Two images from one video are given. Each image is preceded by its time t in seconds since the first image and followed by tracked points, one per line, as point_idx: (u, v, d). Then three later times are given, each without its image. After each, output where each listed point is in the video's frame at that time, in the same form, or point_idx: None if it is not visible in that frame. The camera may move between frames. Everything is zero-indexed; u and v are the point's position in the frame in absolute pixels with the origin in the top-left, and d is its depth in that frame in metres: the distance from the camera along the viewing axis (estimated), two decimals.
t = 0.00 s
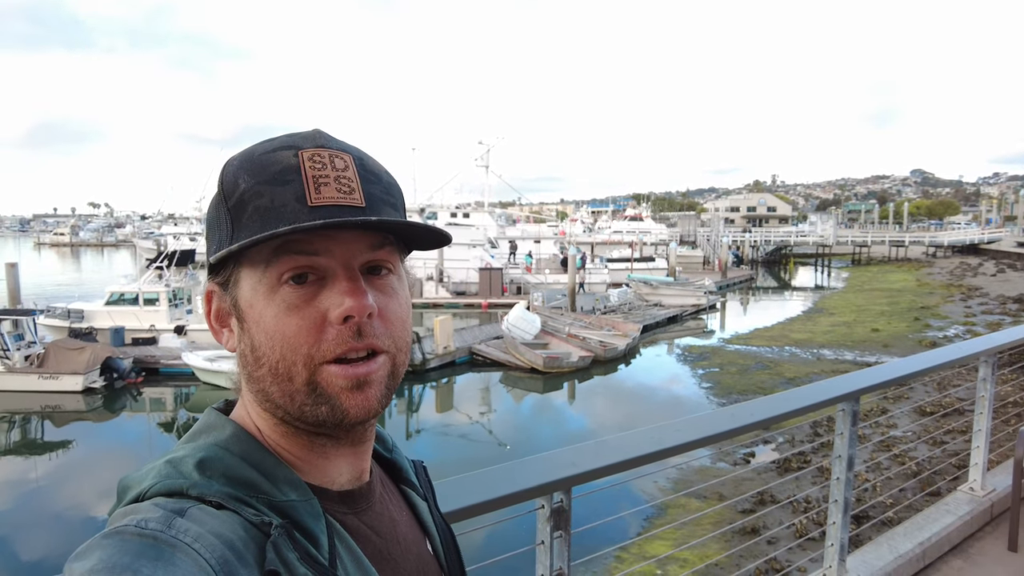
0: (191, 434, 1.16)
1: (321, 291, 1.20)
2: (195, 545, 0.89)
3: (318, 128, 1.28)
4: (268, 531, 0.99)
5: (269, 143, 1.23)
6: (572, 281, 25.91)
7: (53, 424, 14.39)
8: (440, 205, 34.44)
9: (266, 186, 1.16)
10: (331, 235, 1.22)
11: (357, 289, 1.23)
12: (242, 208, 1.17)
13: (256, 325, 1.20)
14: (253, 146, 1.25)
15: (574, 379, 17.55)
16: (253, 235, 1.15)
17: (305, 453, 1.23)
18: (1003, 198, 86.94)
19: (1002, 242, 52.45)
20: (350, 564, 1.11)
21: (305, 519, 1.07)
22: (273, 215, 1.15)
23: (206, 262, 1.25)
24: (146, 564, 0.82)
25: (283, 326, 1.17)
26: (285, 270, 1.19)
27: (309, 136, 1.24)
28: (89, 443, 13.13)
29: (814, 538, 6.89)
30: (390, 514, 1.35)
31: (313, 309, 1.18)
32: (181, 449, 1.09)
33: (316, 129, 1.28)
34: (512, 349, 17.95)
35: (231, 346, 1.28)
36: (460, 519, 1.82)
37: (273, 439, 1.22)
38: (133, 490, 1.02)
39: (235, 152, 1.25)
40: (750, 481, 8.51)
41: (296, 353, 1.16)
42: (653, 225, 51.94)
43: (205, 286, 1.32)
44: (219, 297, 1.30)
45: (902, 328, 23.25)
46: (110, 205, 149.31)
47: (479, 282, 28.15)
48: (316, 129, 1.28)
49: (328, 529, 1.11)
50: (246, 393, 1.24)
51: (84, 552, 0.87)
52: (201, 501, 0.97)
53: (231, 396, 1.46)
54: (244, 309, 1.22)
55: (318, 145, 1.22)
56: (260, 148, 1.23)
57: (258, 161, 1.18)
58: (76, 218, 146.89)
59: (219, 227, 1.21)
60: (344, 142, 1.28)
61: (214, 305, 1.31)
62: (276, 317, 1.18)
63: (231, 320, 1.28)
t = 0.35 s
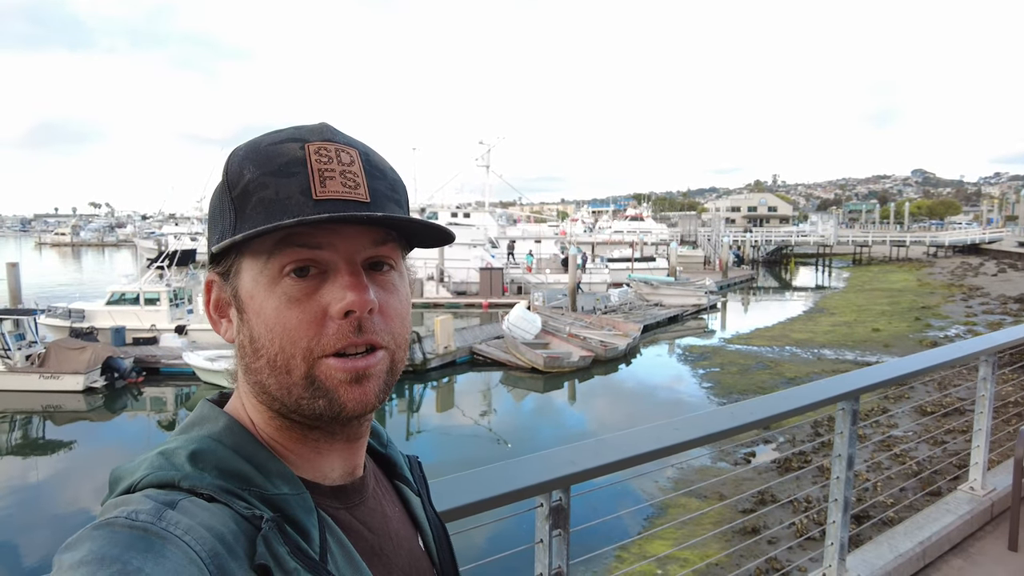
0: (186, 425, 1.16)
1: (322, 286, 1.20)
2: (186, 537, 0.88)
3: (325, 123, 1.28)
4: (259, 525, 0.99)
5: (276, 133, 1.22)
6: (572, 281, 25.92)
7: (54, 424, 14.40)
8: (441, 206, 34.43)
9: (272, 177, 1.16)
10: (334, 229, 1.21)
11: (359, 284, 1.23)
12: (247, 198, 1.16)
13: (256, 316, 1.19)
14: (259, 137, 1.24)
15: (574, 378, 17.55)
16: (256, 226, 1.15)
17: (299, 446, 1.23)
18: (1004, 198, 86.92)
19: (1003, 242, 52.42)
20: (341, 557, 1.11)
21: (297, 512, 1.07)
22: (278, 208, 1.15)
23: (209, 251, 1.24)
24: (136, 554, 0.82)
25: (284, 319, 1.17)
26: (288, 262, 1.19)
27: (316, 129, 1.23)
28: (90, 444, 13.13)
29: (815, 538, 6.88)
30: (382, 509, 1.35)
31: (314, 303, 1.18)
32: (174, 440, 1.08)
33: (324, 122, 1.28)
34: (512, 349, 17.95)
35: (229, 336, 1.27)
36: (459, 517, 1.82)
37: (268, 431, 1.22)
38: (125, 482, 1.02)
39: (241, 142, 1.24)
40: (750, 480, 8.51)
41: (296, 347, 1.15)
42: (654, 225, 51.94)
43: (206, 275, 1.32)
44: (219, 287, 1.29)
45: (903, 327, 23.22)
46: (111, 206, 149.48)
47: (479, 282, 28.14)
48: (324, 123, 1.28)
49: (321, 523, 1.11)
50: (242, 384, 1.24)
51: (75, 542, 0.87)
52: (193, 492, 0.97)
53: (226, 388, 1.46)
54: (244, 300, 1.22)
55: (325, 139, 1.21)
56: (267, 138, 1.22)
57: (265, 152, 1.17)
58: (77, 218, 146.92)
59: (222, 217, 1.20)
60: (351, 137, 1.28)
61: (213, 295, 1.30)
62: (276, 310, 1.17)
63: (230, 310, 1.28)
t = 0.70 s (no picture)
0: (175, 420, 1.15)
1: (316, 286, 1.19)
2: (173, 535, 0.88)
3: (324, 118, 1.26)
4: (247, 522, 0.98)
5: (274, 128, 1.21)
6: (575, 281, 25.91)
7: (57, 424, 14.41)
8: (443, 206, 34.44)
9: (268, 174, 1.14)
10: (329, 229, 1.20)
11: (353, 285, 1.21)
12: (242, 194, 1.15)
13: (249, 314, 1.18)
14: (255, 131, 1.22)
15: (576, 378, 17.55)
16: (252, 224, 1.14)
17: (288, 444, 1.22)
18: (1007, 198, 86.75)
19: (1006, 242, 52.31)
20: (330, 553, 1.10)
21: (286, 509, 1.06)
22: (273, 205, 1.13)
23: (203, 248, 1.23)
24: (123, 550, 0.82)
25: (276, 318, 1.16)
26: (282, 261, 1.18)
27: (314, 124, 1.22)
28: (92, 443, 13.12)
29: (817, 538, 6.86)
30: (374, 505, 1.34)
31: (307, 303, 1.17)
32: (162, 435, 1.07)
33: (322, 118, 1.26)
34: (514, 349, 17.95)
35: (222, 332, 1.26)
36: (462, 515, 1.81)
37: (258, 429, 1.21)
38: (113, 476, 1.01)
39: (237, 137, 1.23)
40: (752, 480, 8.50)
41: (288, 347, 1.14)
42: (656, 225, 51.93)
43: (199, 270, 1.31)
44: (212, 282, 1.28)
45: (906, 328, 23.16)
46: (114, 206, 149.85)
47: (481, 282, 28.14)
48: (322, 118, 1.26)
49: (311, 520, 1.10)
50: (233, 381, 1.23)
51: (59, 538, 0.86)
52: (180, 489, 0.96)
53: (219, 383, 1.45)
54: (237, 298, 1.21)
55: (323, 136, 1.20)
56: (264, 133, 1.21)
57: (261, 148, 1.16)
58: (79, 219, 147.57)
59: (216, 214, 1.19)
60: (349, 134, 1.26)
61: (206, 290, 1.29)
62: (269, 309, 1.16)
63: (223, 307, 1.26)
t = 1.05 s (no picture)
0: (163, 416, 1.13)
1: (303, 282, 1.17)
2: (159, 532, 0.87)
3: (308, 111, 1.25)
4: (234, 519, 0.96)
5: (258, 122, 1.19)
6: (579, 281, 25.89)
7: (64, 422, 14.50)
8: (448, 206, 34.47)
9: (252, 169, 1.13)
10: (316, 225, 1.19)
11: (340, 281, 1.20)
12: (225, 189, 1.14)
13: (234, 311, 1.17)
14: (239, 125, 1.21)
15: (580, 378, 17.52)
16: (236, 220, 1.12)
17: (278, 440, 1.21)
18: (1014, 198, 86.31)
19: (1013, 242, 52.00)
20: (321, 549, 1.09)
21: (276, 505, 1.05)
22: (257, 200, 1.12)
23: (187, 243, 1.21)
24: (108, 549, 0.81)
25: (263, 314, 1.14)
26: (267, 257, 1.16)
27: (299, 117, 1.21)
28: (99, 442, 13.16)
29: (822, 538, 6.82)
30: (366, 500, 1.32)
31: (294, 299, 1.16)
32: (149, 433, 1.06)
33: (306, 111, 1.25)
34: (518, 349, 17.94)
35: (208, 330, 1.25)
36: (464, 511, 1.79)
37: (246, 425, 1.20)
38: (99, 475, 0.99)
39: (221, 132, 1.21)
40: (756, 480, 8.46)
41: (275, 344, 1.13)
42: (661, 225, 51.88)
43: (185, 266, 1.29)
44: (197, 279, 1.26)
45: (912, 328, 23.04)
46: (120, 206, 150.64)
47: (486, 281, 28.15)
48: (306, 111, 1.25)
49: (300, 515, 1.09)
50: (221, 378, 1.22)
51: (43, 537, 0.85)
52: (167, 486, 0.95)
53: (208, 379, 1.43)
54: (222, 295, 1.19)
55: (308, 129, 1.19)
56: (249, 126, 1.19)
57: (244, 143, 1.15)
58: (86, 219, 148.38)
59: (200, 211, 1.18)
60: (335, 127, 1.25)
61: (192, 287, 1.28)
62: (254, 305, 1.15)
63: (208, 303, 1.25)
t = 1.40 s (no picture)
0: (175, 416, 1.15)
1: (311, 280, 1.19)
2: (175, 529, 0.88)
3: (312, 110, 1.26)
4: (249, 516, 0.97)
5: (263, 122, 1.21)
6: (589, 282, 25.85)
7: (78, 420, 14.68)
8: (457, 206, 34.53)
9: (258, 168, 1.14)
10: (322, 223, 1.20)
11: (348, 280, 1.21)
12: (232, 189, 1.15)
13: (244, 310, 1.18)
14: (244, 126, 1.22)
15: (590, 379, 17.48)
16: (243, 220, 1.13)
17: (290, 438, 1.22)
18: None
19: None
20: (334, 545, 1.10)
21: (289, 503, 1.06)
22: (264, 200, 1.13)
23: (195, 244, 1.22)
24: (126, 546, 0.82)
25: (271, 313, 1.15)
26: (275, 256, 1.18)
27: (304, 117, 1.22)
28: (111, 440, 13.31)
29: (834, 539, 6.77)
30: (377, 496, 1.33)
31: (302, 298, 1.17)
32: (162, 432, 1.08)
33: (310, 110, 1.26)
34: (528, 349, 17.94)
35: (217, 330, 1.26)
36: (477, 508, 1.80)
37: (257, 423, 1.21)
38: (114, 474, 1.01)
39: (227, 132, 1.23)
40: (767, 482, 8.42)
41: (284, 343, 1.14)
42: (671, 225, 51.69)
43: (193, 268, 1.30)
44: (206, 280, 1.27)
45: (925, 330, 22.79)
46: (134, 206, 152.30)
47: (496, 282, 28.17)
48: (310, 111, 1.26)
49: (313, 512, 1.10)
50: (232, 378, 1.23)
51: (61, 536, 0.86)
52: (182, 485, 0.96)
53: (217, 378, 1.44)
54: (231, 294, 1.20)
55: (312, 128, 1.20)
56: (254, 127, 1.20)
57: (250, 143, 1.16)
58: (100, 219, 150.15)
59: (206, 212, 1.19)
60: (339, 126, 1.26)
61: (200, 287, 1.29)
62: (263, 304, 1.16)
63: (217, 304, 1.26)
